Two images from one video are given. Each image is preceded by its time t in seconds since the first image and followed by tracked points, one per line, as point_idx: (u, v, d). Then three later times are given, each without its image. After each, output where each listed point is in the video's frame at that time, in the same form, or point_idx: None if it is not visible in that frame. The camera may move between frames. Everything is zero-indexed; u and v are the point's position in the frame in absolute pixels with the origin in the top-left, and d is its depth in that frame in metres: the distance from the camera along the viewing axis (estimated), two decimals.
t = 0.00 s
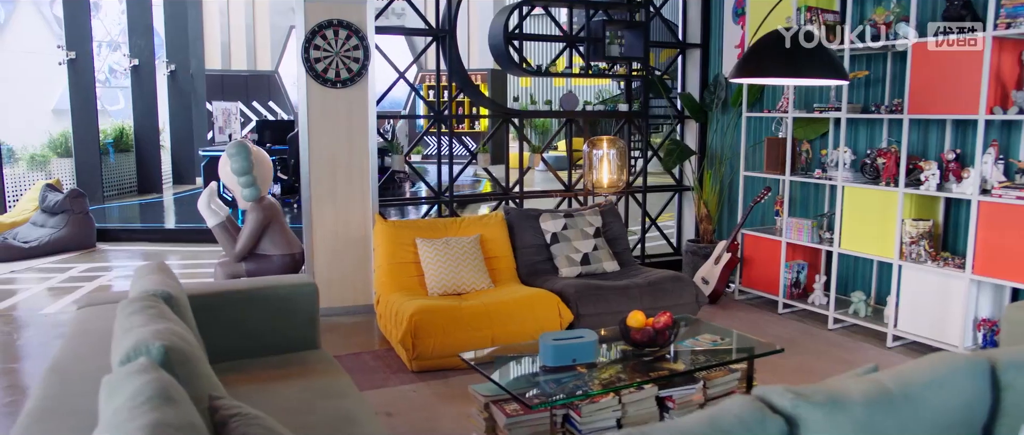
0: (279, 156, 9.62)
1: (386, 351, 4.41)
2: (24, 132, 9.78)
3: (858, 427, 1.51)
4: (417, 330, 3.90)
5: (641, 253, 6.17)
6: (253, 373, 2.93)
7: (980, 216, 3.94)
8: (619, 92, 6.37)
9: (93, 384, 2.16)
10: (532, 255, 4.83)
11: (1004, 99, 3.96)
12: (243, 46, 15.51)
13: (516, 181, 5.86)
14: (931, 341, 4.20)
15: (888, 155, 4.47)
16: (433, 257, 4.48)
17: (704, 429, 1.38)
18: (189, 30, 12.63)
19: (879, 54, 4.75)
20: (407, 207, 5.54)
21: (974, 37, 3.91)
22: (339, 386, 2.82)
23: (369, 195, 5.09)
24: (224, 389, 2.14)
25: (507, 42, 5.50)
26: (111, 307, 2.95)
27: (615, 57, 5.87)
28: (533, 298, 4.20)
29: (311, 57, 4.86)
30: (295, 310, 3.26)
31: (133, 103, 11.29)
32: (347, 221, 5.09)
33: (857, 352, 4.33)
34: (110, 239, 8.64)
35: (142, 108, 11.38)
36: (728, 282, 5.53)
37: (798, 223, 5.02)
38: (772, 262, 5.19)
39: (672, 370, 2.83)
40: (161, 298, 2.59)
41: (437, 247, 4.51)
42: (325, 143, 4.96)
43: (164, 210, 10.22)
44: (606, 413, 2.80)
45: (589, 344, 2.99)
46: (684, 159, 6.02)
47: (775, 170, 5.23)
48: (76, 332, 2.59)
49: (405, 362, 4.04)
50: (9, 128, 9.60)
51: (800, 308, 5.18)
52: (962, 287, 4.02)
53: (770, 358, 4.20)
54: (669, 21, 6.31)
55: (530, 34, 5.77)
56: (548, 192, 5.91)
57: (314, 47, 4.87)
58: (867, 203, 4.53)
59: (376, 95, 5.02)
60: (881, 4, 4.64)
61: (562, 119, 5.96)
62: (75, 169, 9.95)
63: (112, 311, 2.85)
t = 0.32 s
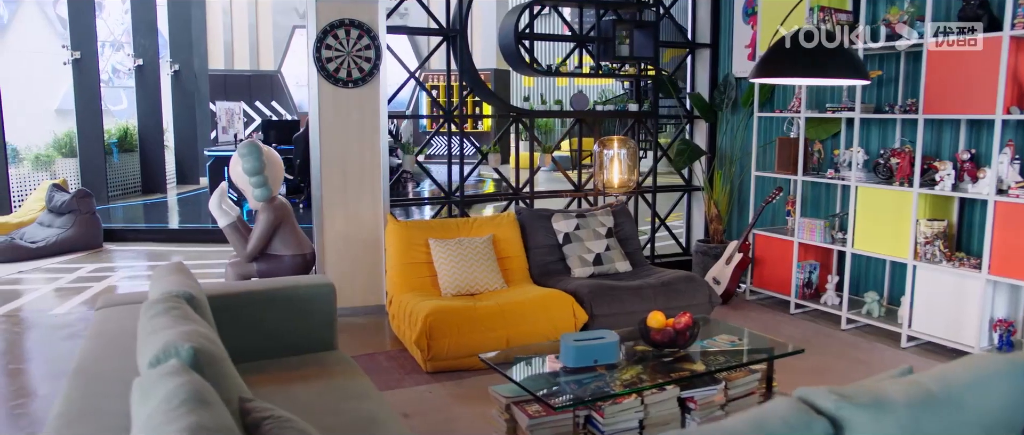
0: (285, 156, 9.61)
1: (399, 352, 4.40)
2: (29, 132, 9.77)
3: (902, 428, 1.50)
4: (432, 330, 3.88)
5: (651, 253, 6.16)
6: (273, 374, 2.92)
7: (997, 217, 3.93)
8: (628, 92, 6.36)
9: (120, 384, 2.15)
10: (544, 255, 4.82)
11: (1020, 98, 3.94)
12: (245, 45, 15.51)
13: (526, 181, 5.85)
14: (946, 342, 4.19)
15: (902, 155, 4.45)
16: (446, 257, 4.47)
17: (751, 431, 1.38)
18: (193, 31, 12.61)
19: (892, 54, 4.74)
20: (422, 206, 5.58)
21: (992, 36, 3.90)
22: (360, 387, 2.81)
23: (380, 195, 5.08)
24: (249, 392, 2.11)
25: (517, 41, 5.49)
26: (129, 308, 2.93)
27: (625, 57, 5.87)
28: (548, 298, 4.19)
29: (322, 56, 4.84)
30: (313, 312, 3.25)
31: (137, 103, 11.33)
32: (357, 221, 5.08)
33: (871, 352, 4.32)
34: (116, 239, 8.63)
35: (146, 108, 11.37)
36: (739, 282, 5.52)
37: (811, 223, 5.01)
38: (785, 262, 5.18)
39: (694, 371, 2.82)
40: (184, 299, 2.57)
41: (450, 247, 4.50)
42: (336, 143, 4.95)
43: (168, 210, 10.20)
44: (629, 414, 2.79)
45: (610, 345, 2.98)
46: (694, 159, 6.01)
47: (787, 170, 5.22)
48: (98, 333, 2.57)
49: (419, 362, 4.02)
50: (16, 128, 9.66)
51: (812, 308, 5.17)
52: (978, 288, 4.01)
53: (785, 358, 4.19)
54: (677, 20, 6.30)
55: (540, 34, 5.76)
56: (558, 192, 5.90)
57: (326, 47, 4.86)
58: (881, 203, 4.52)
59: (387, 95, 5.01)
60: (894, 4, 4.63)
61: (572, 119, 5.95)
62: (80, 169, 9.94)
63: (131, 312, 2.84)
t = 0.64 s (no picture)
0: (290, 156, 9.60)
1: (412, 352, 4.39)
2: (35, 131, 9.77)
3: (947, 430, 1.49)
4: (447, 331, 3.87)
5: (661, 253, 6.16)
6: (293, 376, 2.91)
7: (1013, 216, 3.92)
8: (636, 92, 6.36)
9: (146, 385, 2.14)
10: (557, 255, 4.81)
11: None
12: (248, 44, 15.49)
13: (537, 182, 5.85)
14: (962, 342, 4.18)
15: (916, 155, 4.44)
16: (459, 257, 4.46)
17: (799, 432, 1.37)
18: (197, 30, 12.59)
19: (906, 54, 4.72)
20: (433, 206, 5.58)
21: (1009, 35, 3.89)
22: (381, 389, 2.80)
23: (392, 194, 5.07)
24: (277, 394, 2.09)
25: (528, 41, 5.48)
26: (149, 309, 2.91)
27: (635, 57, 5.86)
28: (563, 298, 4.18)
29: (334, 56, 4.83)
30: (331, 312, 3.24)
31: (141, 104, 11.36)
32: (369, 221, 5.06)
33: (886, 353, 4.32)
34: (121, 239, 8.62)
35: (150, 107, 11.36)
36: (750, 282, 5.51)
37: (823, 223, 5.00)
38: (797, 262, 5.16)
39: (716, 372, 2.81)
40: (207, 300, 2.55)
41: (463, 247, 4.49)
42: (348, 142, 4.93)
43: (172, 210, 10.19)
44: (652, 415, 2.79)
45: (631, 345, 2.97)
46: (705, 159, 6.00)
47: (799, 170, 5.21)
48: (120, 335, 2.56)
49: (434, 363, 4.01)
50: (23, 128, 9.57)
51: (824, 309, 5.16)
52: (994, 288, 4.00)
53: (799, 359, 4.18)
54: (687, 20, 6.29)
55: (550, 33, 5.75)
56: (568, 192, 5.89)
57: (338, 46, 4.84)
58: (895, 203, 4.50)
59: (398, 95, 5.00)
60: (908, 4, 4.62)
61: (583, 119, 5.94)
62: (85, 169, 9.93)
63: (151, 314, 2.82)
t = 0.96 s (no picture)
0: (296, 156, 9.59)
1: (426, 353, 4.38)
2: (39, 131, 9.76)
3: (992, 432, 1.48)
4: (463, 332, 3.86)
5: (671, 253, 6.15)
6: (313, 377, 2.90)
7: None
8: (645, 91, 6.35)
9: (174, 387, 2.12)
10: (569, 256, 4.79)
11: None
12: (250, 43, 15.48)
13: (547, 182, 5.83)
14: (976, 342, 4.17)
15: (930, 155, 4.44)
16: (472, 258, 4.44)
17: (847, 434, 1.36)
18: (201, 30, 12.57)
19: (919, 53, 4.71)
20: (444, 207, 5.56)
21: None
22: (402, 390, 2.79)
23: (403, 194, 5.06)
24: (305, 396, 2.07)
25: (539, 40, 5.48)
26: (168, 310, 2.89)
27: (645, 57, 5.85)
28: (577, 299, 4.17)
29: (346, 55, 4.82)
30: (348, 313, 3.22)
31: (145, 103, 11.34)
32: (380, 221, 5.05)
33: (900, 353, 4.31)
34: (126, 239, 8.60)
35: (154, 107, 11.35)
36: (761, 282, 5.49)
37: (835, 223, 4.99)
38: (809, 262, 5.15)
39: (738, 373, 2.80)
40: (230, 300, 2.53)
41: (476, 248, 4.48)
42: (359, 142, 4.92)
43: (176, 210, 10.17)
44: (675, 416, 2.78)
45: (653, 346, 2.97)
46: (715, 159, 5.98)
47: (811, 170, 5.21)
48: (142, 337, 2.54)
49: (448, 364, 4.00)
50: (27, 126, 9.61)
51: (836, 309, 5.15)
52: (1010, 288, 3.98)
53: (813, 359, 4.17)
54: (696, 20, 6.29)
55: (560, 33, 5.75)
56: (578, 192, 5.88)
57: (349, 46, 4.83)
58: (909, 203, 4.49)
59: (410, 94, 4.98)
60: (922, 4, 4.62)
61: (593, 119, 5.93)
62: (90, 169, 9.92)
63: (171, 316, 2.80)
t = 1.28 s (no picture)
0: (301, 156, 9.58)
1: (439, 354, 4.37)
2: (41, 131, 9.61)
3: None
4: (478, 332, 3.84)
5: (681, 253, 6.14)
6: (333, 379, 2.88)
7: None
8: (654, 91, 6.34)
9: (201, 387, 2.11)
10: (581, 256, 4.78)
11: None
12: (253, 43, 15.48)
13: (557, 182, 5.81)
14: (991, 343, 4.16)
15: (945, 155, 4.43)
16: (486, 258, 4.43)
17: None
18: (205, 30, 12.55)
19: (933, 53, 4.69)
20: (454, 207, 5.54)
21: None
22: (423, 391, 2.78)
23: (415, 194, 5.04)
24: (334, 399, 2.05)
25: (550, 40, 5.46)
26: (187, 311, 2.86)
27: (656, 57, 5.84)
28: (592, 299, 4.16)
29: (358, 55, 4.80)
30: (367, 314, 3.20)
31: (150, 103, 11.31)
32: (391, 222, 5.04)
33: (915, 353, 4.30)
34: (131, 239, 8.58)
35: (158, 106, 11.33)
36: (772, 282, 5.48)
37: (848, 223, 4.98)
38: (820, 262, 5.14)
39: (761, 374, 2.79)
40: (255, 302, 2.52)
41: (490, 248, 4.47)
42: (371, 142, 4.90)
43: (181, 210, 10.14)
44: (698, 417, 2.78)
45: (674, 347, 2.95)
46: (726, 159, 5.97)
47: (822, 170, 5.20)
48: (164, 339, 2.52)
49: (463, 364, 3.98)
50: (34, 128, 9.49)
51: (847, 309, 5.14)
52: None
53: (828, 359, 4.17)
54: (705, 20, 6.28)
55: (571, 33, 5.73)
56: (588, 192, 5.87)
57: (361, 45, 4.81)
58: (923, 204, 4.48)
59: (421, 94, 4.97)
60: (936, 5, 4.60)
61: (603, 119, 5.92)
62: (94, 169, 9.90)
63: (190, 317, 2.77)
